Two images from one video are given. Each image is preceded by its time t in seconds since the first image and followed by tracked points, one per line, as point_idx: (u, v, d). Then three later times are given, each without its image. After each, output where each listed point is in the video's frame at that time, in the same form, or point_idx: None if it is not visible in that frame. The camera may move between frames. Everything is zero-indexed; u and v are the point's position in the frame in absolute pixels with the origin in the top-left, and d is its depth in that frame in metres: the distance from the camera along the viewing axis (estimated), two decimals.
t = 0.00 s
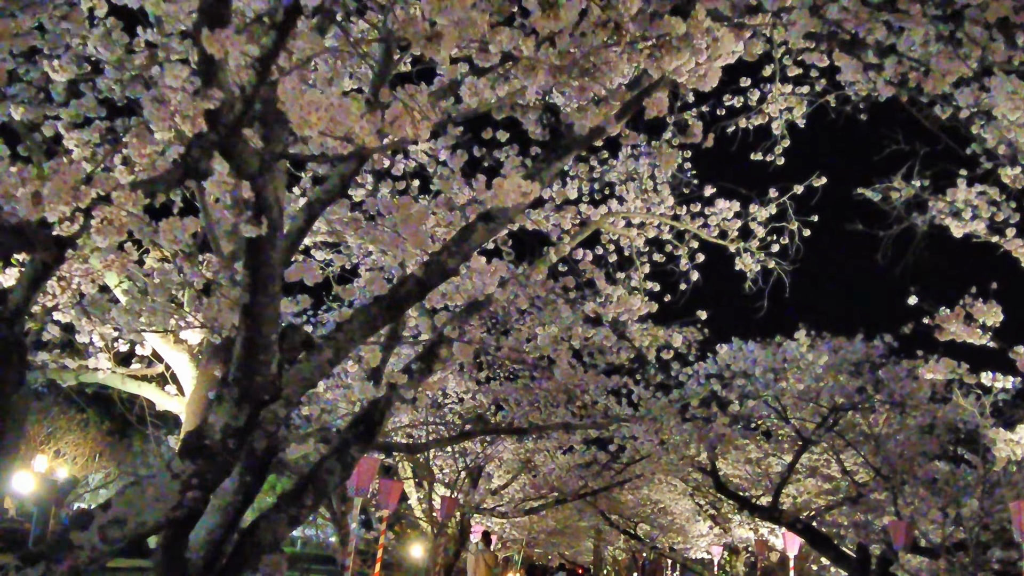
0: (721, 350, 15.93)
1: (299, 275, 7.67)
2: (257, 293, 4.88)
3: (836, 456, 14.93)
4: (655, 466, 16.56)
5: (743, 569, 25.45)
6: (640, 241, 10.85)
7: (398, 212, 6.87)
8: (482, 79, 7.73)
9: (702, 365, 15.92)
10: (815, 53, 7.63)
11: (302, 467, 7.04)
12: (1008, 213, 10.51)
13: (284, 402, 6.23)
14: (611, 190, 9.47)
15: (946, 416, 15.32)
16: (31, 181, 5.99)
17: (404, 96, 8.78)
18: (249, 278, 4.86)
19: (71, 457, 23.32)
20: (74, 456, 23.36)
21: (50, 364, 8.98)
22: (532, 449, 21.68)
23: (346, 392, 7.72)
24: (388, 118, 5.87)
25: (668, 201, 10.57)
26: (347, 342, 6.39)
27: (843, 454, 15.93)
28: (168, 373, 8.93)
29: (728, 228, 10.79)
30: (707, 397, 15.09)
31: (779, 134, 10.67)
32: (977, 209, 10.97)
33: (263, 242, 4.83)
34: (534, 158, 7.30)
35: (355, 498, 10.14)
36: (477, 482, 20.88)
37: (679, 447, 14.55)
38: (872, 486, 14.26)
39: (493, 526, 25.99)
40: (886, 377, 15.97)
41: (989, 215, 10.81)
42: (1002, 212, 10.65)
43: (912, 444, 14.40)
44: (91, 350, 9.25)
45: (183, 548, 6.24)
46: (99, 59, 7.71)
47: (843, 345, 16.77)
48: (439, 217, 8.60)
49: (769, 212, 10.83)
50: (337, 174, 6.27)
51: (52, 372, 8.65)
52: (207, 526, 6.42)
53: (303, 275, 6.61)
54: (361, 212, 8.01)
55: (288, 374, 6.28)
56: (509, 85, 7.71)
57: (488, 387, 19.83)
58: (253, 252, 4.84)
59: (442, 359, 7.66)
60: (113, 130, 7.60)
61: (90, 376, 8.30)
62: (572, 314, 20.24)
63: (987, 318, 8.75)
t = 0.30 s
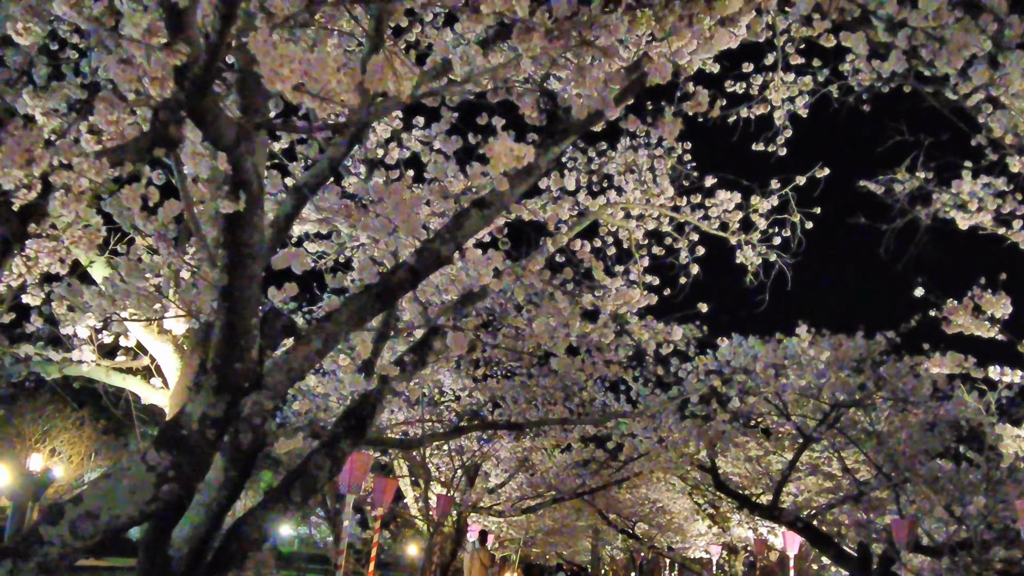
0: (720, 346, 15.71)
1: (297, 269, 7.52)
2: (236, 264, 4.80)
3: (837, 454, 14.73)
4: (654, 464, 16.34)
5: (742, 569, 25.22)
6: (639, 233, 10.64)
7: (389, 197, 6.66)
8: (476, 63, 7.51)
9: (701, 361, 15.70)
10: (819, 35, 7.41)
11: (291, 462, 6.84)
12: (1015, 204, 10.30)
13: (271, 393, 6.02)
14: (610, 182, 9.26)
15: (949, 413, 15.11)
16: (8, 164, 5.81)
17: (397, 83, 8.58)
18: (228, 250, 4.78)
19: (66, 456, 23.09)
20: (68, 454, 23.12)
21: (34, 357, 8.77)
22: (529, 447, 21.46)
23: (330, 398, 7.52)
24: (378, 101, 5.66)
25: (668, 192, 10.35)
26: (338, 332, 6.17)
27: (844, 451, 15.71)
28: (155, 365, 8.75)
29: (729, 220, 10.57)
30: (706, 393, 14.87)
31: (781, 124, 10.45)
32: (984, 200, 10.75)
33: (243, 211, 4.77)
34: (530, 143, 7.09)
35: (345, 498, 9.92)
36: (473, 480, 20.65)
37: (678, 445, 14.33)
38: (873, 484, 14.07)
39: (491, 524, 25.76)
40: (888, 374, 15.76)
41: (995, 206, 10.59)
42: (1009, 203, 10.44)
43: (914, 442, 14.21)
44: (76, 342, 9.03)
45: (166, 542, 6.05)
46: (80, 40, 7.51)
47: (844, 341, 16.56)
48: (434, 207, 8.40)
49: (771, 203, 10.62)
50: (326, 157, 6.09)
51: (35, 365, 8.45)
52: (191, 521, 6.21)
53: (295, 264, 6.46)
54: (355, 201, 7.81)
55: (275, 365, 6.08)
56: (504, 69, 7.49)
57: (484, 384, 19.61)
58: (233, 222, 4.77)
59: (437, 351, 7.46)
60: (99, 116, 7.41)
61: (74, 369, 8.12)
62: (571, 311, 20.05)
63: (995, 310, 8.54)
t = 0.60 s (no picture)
0: (720, 347, 15.50)
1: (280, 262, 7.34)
2: (214, 255, 4.48)
3: (839, 457, 14.51)
4: (654, 468, 16.12)
5: (742, 574, 25.04)
6: (638, 232, 10.43)
7: (380, 192, 6.43)
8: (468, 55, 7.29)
9: (701, 363, 15.48)
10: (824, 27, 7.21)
11: (278, 467, 6.63)
12: (1021, 202, 10.10)
13: (255, 394, 5.81)
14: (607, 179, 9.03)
15: (953, 417, 14.90)
16: None
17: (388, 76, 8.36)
18: (203, 240, 4.44)
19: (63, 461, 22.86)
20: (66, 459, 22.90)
21: (17, 356, 8.57)
22: (528, 451, 21.24)
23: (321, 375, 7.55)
24: (366, 90, 5.44)
25: (667, 190, 10.14)
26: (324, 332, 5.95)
27: (846, 455, 15.49)
28: (140, 367, 8.59)
29: (730, 219, 10.35)
30: (707, 395, 14.66)
31: (783, 121, 10.24)
32: (989, 199, 10.55)
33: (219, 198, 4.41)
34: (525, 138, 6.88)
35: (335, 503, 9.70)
36: (471, 484, 20.43)
37: (677, 447, 14.12)
38: (876, 488, 13.85)
39: (489, 529, 25.54)
40: (890, 376, 15.56)
41: (1002, 204, 10.39)
42: (1015, 201, 10.25)
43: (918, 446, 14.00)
44: (61, 343, 8.83)
45: (148, 545, 5.85)
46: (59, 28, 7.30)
47: (845, 343, 16.33)
48: (427, 204, 8.19)
49: (772, 202, 10.40)
50: (311, 150, 5.86)
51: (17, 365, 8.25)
52: (174, 527, 6.01)
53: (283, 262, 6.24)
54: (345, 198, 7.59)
55: (259, 366, 5.87)
56: (498, 63, 7.28)
57: (482, 386, 19.40)
58: (208, 211, 4.42)
59: (429, 352, 7.24)
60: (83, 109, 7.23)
61: (58, 370, 7.96)
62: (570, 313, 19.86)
63: (1004, 309, 8.34)
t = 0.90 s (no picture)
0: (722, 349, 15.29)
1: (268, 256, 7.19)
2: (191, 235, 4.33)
3: (842, 459, 14.31)
4: (654, 471, 15.91)
5: None
6: (639, 229, 10.24)
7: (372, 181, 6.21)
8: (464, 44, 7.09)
9: (702, 364, 15.27)
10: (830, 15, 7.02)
11: (268, 467, 6.43)
12: None
13: (242, 391, 5.61)
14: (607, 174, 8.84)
15: (958, 419, 14.70)
16: None
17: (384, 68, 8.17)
18: (181, 219, 4.29)
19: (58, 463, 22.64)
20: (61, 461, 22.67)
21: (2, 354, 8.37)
22: (527, 454, 21.03)
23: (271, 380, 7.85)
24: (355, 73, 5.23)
25: (668, 186, 9.94)
26: (314, 327, 5.76)
27: (849, 458, 15.28)
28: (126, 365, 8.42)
29: (732, 216, 10.15)
30: (708, 397, 14.45)
31: (786, 116, 10.05)
32: (996, 195, 10.36)
33: (197, 175, 4.27)
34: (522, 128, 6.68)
35: (327, 503, 9.49)
36: (469, 487, 20.22)
37: (678, 450, 13.91)
38: (879, 491, 13.65)
39: (488, 533, 25.34)
40: (894, 378, 15.36)
41: (1009, 201, 10.21)
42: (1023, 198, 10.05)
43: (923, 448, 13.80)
44: (47, 341, 8.63)
45: (133, 544, 5.66)
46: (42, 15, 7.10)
47: (848, 345, 16.13)
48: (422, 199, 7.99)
49: (775, 199, 10.21)
50: (299, 139, 5.68)
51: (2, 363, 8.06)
52: (160, 529, 5.81)
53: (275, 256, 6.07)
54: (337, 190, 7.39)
55: (247, 361, 5.67)
56: (494, 52, 7.08)
57: (481, 388, 19.21)
58: (184, 188, 4.28)
59: (423, 349, 7.04)
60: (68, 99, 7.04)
61: (43, 368, 7.79)
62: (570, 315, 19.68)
63: (1014, 306, 8.15)
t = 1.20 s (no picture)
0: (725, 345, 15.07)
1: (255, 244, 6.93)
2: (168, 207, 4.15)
3: (846, 458, 14.09)
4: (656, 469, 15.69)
5: None
6: (642, 221, 10.01)
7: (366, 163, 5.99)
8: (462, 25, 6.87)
9: (704, 360, 15.05)
10: None
11: (258, 460, 6.20)
12: None
13: (230, 381, 5.39)
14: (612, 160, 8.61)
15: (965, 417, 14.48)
16: None
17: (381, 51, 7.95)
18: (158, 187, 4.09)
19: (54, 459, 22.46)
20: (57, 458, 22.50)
21: None
22: (527, 452, 20.82)
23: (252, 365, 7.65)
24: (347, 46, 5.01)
25: (671, 176, 9.71)
26: (306, 316, 5.54)
27: (854, 456, 15.06)
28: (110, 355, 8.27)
29: (737, 207, 9.92)
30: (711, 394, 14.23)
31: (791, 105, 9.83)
32: (1007, 187, 10.14)
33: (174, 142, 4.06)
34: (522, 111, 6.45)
35: (322, 503, 9.23)
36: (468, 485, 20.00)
37: (680, 447, 13.69)
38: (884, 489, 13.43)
39: (488, 532, 25.14)
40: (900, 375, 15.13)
41: (1020, 192, 9.98)
42: None
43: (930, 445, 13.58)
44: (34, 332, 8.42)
45: (118, 543, 5.45)
46: None
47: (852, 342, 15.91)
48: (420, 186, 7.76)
49: (781, 190, 9.97)
50: (292, 118, 5.47)
51: None
52: (144, 525, 5.60)
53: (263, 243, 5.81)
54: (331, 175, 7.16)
55: (235, 351, 5.44)
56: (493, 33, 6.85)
57: (481, 386, 19.00)
58: (160, 155, 4.09)
59: (420, 341, 6.81)
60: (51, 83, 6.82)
61: (28, 361, 7.62)
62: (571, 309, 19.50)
63: None
